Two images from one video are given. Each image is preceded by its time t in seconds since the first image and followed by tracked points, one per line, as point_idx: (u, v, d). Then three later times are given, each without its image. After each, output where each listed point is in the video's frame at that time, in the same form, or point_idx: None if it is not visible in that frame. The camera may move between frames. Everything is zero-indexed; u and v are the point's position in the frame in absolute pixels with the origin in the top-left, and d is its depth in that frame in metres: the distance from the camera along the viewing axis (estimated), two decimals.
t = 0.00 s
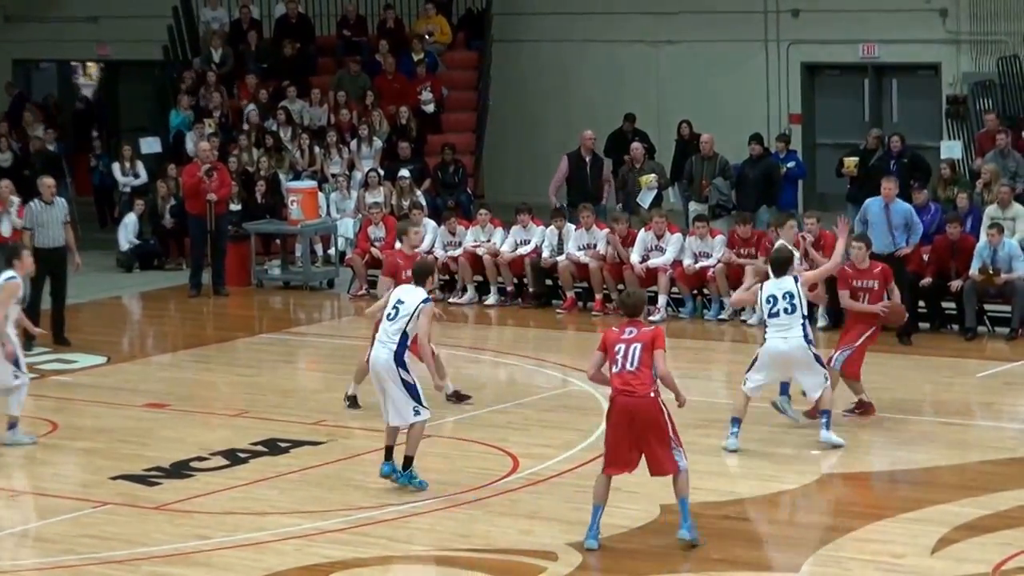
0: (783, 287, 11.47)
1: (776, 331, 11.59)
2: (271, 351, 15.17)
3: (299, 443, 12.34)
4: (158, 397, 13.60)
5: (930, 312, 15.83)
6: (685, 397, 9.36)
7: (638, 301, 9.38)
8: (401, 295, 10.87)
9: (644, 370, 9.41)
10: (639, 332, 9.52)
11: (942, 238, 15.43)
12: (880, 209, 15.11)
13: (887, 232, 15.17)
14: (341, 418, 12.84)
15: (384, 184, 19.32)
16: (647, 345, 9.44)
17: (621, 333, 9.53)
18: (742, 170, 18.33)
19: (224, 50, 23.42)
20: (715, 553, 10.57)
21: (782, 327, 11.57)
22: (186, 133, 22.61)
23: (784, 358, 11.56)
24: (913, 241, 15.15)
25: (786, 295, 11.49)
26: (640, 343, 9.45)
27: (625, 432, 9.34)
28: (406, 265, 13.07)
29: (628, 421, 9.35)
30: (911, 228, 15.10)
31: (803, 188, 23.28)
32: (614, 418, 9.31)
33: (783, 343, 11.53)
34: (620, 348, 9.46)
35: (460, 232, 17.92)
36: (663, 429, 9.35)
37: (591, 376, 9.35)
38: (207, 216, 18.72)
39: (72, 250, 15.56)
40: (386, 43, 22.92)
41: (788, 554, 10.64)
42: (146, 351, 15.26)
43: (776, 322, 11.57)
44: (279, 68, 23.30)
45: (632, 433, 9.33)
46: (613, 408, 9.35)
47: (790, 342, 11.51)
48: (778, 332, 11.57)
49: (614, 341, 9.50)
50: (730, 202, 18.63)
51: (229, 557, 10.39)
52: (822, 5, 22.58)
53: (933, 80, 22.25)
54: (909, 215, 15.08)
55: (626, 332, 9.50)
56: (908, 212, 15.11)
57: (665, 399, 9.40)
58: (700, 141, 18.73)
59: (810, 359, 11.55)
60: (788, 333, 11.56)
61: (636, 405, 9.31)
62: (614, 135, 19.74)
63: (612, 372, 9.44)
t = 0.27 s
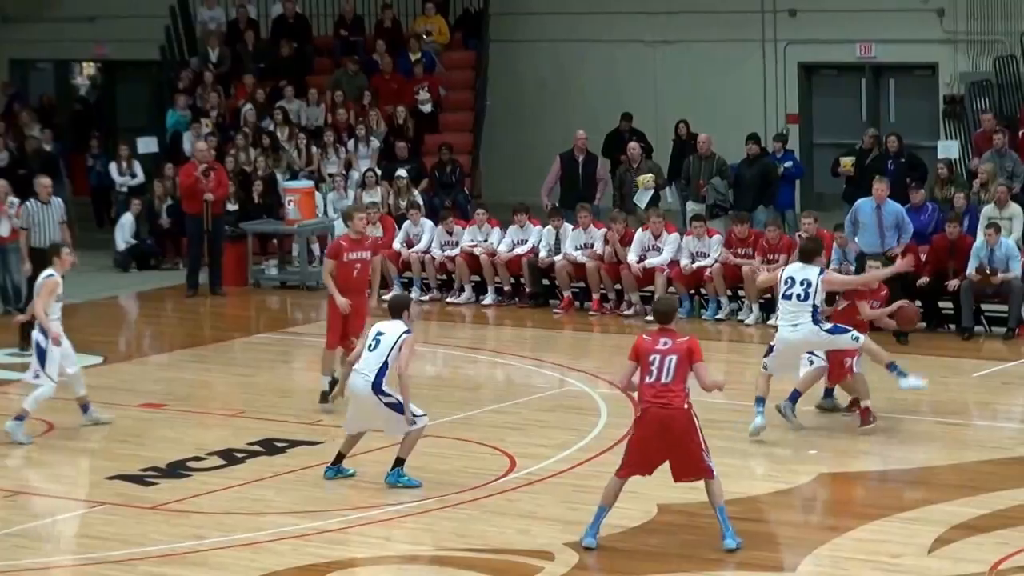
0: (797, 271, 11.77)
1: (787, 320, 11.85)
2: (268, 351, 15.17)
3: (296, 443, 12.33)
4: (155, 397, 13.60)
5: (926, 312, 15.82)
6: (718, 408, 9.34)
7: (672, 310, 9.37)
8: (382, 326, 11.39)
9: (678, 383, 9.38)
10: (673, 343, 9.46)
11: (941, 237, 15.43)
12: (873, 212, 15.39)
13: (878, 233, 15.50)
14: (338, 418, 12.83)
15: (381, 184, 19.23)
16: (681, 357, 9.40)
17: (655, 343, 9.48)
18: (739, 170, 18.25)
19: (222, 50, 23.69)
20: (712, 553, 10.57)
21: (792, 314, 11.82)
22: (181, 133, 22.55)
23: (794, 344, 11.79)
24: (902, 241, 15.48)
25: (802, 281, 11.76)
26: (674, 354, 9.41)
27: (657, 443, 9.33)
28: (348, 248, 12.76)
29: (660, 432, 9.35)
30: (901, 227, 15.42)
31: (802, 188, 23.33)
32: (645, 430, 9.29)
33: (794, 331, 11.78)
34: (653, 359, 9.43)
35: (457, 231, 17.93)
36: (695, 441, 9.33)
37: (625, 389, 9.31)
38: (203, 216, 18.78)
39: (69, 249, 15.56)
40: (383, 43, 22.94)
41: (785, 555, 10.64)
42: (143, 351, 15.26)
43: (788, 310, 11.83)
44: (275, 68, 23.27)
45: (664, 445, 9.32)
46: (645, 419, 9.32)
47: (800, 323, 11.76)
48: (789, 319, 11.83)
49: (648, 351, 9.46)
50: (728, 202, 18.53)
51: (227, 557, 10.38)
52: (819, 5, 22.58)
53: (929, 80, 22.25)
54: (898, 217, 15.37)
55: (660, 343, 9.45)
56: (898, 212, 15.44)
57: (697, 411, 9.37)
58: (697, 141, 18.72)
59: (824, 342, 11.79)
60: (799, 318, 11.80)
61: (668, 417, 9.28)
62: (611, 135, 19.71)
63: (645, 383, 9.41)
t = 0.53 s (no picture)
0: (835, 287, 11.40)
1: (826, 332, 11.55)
2: (255, 351, 15.16)
3: (283, 443, 12.33)
4: (142, 397, 13.59)
5: (914, 311, 15.84)
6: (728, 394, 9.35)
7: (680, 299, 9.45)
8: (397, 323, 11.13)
9: (686, 369, 9.40)
10: (681, 333, 9.51)
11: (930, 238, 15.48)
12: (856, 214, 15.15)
13: (862, 232, 15.27)
14: (325, 418, 12.82)
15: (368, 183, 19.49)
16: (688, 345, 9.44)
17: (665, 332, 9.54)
18: (727, 171, 18.23)
19: (209, 49, 23.64)
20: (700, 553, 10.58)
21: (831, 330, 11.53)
22: (169, 133, 22.46)
23: (831, 359, 11.52)
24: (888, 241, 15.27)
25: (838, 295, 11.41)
26: (681, 343, 9.45)
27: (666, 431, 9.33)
28: (293, 276, 12.88)
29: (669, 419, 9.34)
30: (886, 226, 15.20)
31: (790, 187, 23.36)
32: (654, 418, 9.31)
33: (833, 344, 11.49)
34: (660, 347, 9.47)
35: (446, 231, 17.95)
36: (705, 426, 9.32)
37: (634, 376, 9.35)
38: (191, 216, 18.80)
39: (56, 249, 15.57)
40: (371, 42, 22.98)
41: (773, 555, 10.65)
42: (130, 351, 15.25)
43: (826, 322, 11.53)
44: (262, 67, 23.27)
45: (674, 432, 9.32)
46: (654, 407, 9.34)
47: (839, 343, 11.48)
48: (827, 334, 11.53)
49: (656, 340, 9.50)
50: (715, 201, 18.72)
51: (214, 557, 10.38)
52: (806, 5, 22.60)
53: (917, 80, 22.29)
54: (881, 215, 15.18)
55: (668, 332, 9.51)
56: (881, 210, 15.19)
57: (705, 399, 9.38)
58: (684, 140, 18.82)
59: (861, 362, 11.53)
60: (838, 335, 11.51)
61: (676, 404, 9.30)
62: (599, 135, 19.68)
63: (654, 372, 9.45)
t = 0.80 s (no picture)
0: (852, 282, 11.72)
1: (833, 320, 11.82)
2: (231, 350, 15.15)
3: (259, 442, 12.32)
4: (118, 396, 13.57)
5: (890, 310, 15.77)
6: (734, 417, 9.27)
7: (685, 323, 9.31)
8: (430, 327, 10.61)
9: (691, 393, 9.30)
10: (684, 355, 9.41)
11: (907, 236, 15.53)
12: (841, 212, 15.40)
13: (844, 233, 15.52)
14: (302, 417, 12.81)
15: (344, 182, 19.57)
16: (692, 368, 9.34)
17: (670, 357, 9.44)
18: (702, 170, 18.26)
19: (185, 48, 23.52)
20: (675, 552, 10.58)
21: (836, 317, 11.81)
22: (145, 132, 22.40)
23: (830, 350, 11.73)
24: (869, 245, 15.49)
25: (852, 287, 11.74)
26: (684, 366, 9.35)
27: (674, 456, 9.26)
28: (253, 263, 12.84)
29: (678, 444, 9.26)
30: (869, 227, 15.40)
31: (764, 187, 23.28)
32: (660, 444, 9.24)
33: (831, 333, 11.73)
34: (664, 372, 9.38)
35: (421, 230, 17.96)
36: (711, 450, 9.26)
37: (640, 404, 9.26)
38: (166, 215, 18.75)
39: (31, 248, 15.57)
40: (346, 41, 22.91)
41: (748, 554, 10.65)
42: (106, 350, 15.24)
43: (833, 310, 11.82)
44: (239, 66, 23.35)
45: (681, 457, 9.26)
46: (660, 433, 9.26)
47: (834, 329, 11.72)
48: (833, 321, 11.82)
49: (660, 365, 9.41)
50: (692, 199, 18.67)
51: (190, 556, 10.37)
52: (781, 3, 22.60)
53: (892, 79, 22.23)
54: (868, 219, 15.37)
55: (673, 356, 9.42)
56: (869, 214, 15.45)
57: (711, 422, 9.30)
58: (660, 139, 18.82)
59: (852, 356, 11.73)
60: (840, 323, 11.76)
61: (682, 429, 9.21)
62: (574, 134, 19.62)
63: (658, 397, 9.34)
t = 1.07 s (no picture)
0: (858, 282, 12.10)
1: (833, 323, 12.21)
2: (194, 342, 15.16)
3: (223, 434, 12.32)
4: (82, 389, 13.56)
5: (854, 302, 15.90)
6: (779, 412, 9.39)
7: (749, 321, 9.45)
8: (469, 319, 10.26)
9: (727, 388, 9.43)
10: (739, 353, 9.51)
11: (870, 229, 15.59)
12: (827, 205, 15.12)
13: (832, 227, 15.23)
14: (266, 408, 12.83)
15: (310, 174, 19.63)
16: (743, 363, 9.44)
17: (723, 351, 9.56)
18: (665, 162, 18.33)
19: (149, 41, 23.62)
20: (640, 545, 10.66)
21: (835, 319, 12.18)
22: (108, 124, 22.47)
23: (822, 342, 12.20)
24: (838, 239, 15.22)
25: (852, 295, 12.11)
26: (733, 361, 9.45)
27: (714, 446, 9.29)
28: (229, 259, 12.71)
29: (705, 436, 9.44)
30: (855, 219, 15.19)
31: (729, 178, 23.40)
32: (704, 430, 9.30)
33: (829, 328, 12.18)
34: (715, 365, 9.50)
35: (385, 222, 17.99)
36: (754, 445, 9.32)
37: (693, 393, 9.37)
38: (130, 207, 18.70)
39: None
40: (310, 34, 23.02)
41: (711, 547, 10.69)
42: (69, 343, 15.24)
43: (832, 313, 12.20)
44: (202, 59, 23.33)
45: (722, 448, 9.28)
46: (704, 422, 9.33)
47: (837, 331, 12.04)
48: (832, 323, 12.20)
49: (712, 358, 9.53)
50: (656, 191, 18.53)
51: (154, 548, 10.38)
52: None
53: (855, 71, 22.36)
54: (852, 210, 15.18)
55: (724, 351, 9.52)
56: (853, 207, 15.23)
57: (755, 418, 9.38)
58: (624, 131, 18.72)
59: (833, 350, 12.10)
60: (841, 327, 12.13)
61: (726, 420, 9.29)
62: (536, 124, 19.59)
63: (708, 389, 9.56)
